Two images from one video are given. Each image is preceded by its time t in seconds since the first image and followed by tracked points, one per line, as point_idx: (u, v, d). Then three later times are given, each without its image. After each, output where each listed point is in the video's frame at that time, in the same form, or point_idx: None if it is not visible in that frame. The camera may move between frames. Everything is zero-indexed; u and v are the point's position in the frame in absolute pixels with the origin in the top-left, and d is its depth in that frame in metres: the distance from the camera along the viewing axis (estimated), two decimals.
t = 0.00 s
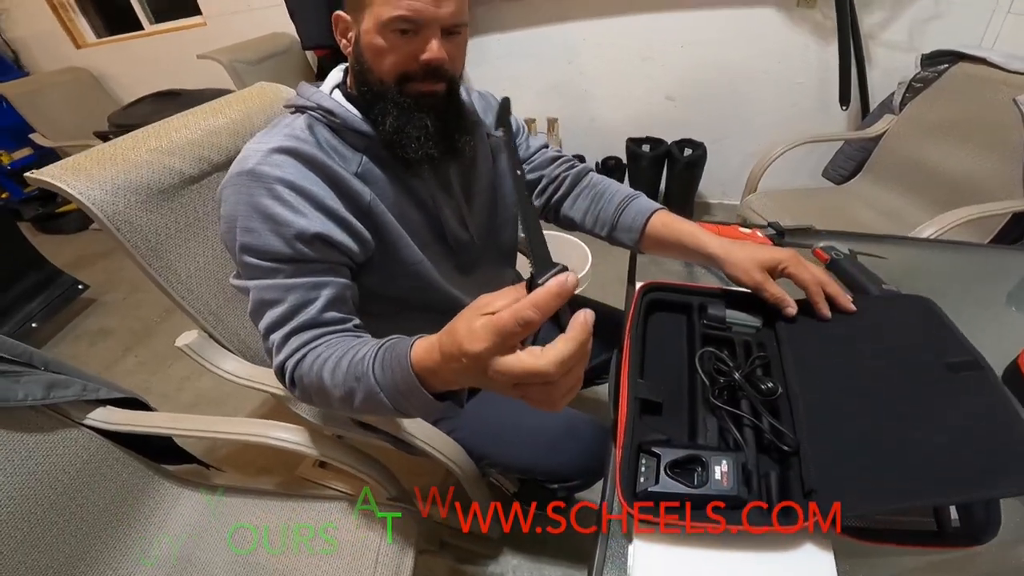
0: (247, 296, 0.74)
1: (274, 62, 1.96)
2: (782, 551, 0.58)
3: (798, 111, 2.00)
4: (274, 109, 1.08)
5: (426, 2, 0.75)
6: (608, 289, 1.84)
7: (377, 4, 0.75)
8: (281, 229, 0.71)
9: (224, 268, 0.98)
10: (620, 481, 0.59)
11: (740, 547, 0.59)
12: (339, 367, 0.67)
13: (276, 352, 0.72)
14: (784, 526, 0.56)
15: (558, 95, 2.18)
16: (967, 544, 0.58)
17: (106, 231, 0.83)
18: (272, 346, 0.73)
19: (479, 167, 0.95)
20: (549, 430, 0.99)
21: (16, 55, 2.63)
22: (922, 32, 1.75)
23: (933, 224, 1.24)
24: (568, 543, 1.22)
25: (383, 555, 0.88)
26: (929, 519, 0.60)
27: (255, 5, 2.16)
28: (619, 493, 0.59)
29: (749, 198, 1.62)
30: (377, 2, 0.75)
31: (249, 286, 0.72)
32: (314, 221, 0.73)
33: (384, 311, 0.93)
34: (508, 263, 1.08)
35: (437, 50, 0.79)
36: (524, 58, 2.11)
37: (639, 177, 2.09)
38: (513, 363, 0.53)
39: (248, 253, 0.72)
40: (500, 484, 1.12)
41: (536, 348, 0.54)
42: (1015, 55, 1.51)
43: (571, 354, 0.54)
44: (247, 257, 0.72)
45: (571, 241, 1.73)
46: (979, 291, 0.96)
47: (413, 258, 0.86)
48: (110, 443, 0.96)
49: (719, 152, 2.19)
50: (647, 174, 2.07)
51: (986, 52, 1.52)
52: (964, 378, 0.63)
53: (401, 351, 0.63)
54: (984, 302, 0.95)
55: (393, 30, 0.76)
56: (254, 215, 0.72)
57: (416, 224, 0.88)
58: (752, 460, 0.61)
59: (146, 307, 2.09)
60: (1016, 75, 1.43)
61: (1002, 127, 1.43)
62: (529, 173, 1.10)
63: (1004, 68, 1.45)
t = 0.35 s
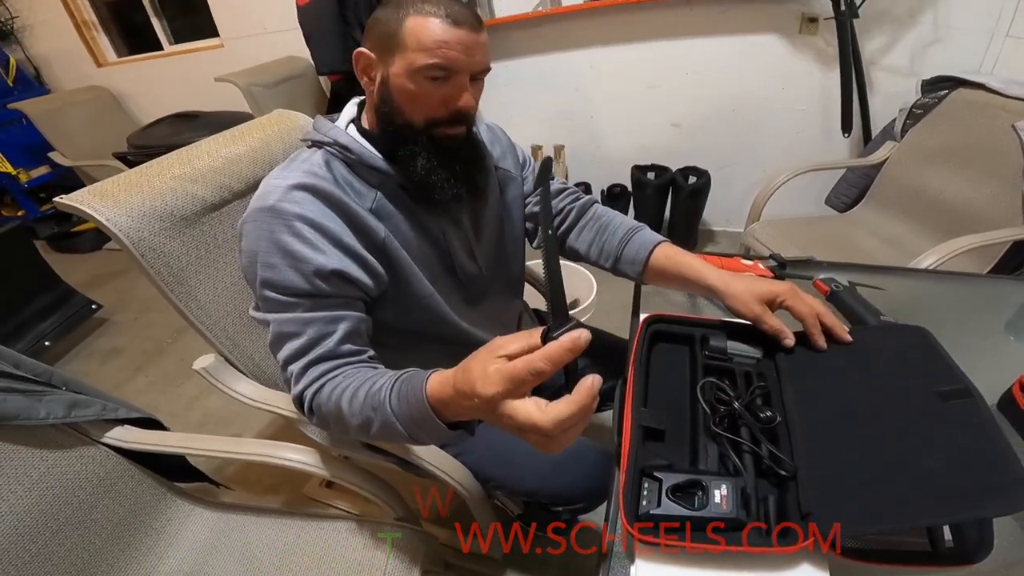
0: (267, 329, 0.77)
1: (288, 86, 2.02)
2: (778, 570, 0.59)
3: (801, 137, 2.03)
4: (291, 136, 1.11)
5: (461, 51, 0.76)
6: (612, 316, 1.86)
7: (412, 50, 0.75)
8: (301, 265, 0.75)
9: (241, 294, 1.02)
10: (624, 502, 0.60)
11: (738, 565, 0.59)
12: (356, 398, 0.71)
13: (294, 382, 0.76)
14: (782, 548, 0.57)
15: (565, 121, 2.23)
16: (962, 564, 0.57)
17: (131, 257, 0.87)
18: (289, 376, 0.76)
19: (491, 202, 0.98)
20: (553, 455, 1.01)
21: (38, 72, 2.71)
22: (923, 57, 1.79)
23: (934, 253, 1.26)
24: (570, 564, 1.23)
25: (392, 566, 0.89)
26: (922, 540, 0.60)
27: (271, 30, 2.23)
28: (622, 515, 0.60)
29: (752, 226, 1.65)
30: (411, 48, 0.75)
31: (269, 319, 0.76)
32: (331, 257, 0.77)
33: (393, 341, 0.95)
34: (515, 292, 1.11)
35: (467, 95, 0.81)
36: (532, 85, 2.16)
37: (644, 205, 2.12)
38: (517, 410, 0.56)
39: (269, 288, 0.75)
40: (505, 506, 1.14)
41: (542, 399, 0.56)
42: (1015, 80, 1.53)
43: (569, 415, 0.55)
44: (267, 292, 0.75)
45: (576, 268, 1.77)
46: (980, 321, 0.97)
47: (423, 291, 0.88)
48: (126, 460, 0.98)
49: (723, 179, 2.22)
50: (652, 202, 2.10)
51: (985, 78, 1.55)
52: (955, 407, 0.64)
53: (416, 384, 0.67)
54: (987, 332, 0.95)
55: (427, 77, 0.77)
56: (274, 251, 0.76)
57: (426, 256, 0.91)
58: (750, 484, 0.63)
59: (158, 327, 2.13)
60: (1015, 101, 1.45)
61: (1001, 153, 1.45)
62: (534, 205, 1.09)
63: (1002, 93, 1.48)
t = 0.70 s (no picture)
0: (278, 340, 0.79)
1: (297, 97, 2.05)
2: None
3: (802, 151, 2.05)
4: (301, 148, 1.13)
5: (492, 78, 0.78)
6: (614, 328, 1.87)
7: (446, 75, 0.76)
8: (312, 279, 0.77)
9: (250, 304, 1.04)
10: (623, 510, 0.62)
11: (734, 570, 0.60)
12: (366, 409, 0.73)
13: (304, 392, 0.78)
14: (777, 552, 0.58)
15: (568, 133, 2.26)
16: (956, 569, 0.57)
17: (145, 265, 0.89)
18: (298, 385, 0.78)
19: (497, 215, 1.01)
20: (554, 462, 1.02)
21: (51, 80, 2.77)
22: (922, 70, 1.81)
23: (933, 266, 1.27)
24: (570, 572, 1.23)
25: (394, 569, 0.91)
26: (916, 546, 0.60)
27: (280, 41, 2.27)
28: (621, 520, 0.62)
29: (753, 240, 1.67)
30: (445, 72, 0.76)
31: (280, 330, 0.78)
32: (341, 272, 0.79)
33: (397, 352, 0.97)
34: (520, 305, 1.12)
35: (492, 118, 0.83)
36: (536, 97, 2.20)
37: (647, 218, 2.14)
38: (489, 424, 0.59)
39: (281, 300, 0.77)
40: (506, 514, 1.15)
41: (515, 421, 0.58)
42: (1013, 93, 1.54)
43: (527, 443, 0.56)
44: (278, 305, 0.77)
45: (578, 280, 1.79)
46: (978, 333, 0.98)
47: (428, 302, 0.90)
48: (134, 465, 1.00)
49: (725, 193, 2.24)
50: (654, 215, 2.12)
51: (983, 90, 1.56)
52: (948, 420, 0.66)
53: (427, 397, 0.69)
54: (984, 344, 0.96)
55: (458, 102, 0.78)
56: (287, 264, 0.78)
57: (433, 269, 0.92)
58: (747, 491, 0.64)
59: (164, 335, 2.15)
60: (1014, 114, 1.47)
61: (999, 166, 1.47)
62: (539, 221, 1.12)
63: (999, 106, 1.50)
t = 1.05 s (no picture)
0: (288, 340, 0.80)
1: (302, 100, 2.07)
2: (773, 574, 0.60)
3: (805, 154, 2.06)
4: (307, 150, 1.15)
5: (517, 91, 0.81)
6: (617, 331, 1.88)
7: (474, 87, 0.78)
8: (323, 281, 0.78)
9: (257, 304, 1.05)
10: (623, 507, 0.63)
11: (733, 568, 0.61)
12: (375, 409, 0.74)
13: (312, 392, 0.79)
14: (777, 550, 0.59)
15: (571, 137, 2.27)
16: (953, 567, 0.58)
17: (154, 265, 0.90)
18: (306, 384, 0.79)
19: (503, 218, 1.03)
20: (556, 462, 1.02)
21: (60, 83, 2.80)
22: (924, 73, 1.82)
23: (935, 268, 1.27)
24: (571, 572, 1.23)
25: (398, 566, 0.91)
26: (915, 545, 0.60)
27: (286, 45, 2.29)
28: (622, 518, 0.62)
29: (755, 242, 1.67)
30: (471, 84, 0.78)
31: (290, 331, 0.79)
32: (352, 275, 0.80)
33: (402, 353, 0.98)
34: (524, 308, 1.13)
35: (512, 129, 0.86)
36: (539, 101, 2.21)
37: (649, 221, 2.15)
38: (500, 420, 0.59)
39: (291, 301, 0.78)
40: (509, 514, 1.16)
41: (525, 417, 0.59)
42: (1015, 96, 1.55)
43: (538, 438, 0.56)
44: (289, 305, 0.79)
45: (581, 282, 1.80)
46: (978, 335, 0.99)
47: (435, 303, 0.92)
48: (140, 463, 1.01)
49: (727, 196, 2.25)
50: (657, 218, 2.13)
51: (985, 94, 1.57)
52: (943, 414, 0.66)
53: (435, 397, 0.70)
54: (986, 345, 0.96)
55: (481, 113, 0.81)
56: (298, 267, 0.79)
57: (440, 272, 0.93)
58: (746, 489, 0.65)
59: (170, 336, 2.17)
60: (1015, 117, 1.47)
61: (1002, 168, 1.47)
62: (545, 223, 1.13)
63: (1001, 109, 1.50)
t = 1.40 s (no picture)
0: (290, 341, 0.80)
1: (303, 100, 2.08)
2: (771, 572, 0.60)
3: (806, 154, 2.06)
4: (309, 150, 1.15)
5: (530, 92, 0.80)
6: (618, 330, 1.88)
7: (485, 89, 0.78)
8: (329, 287, 0.78)
9: (259, 304, 1.06)
10: (624, 504, 0.63)
11: (733, 565, 0.61)
12: (371, 412, 0.74)
13: (310, 395, 0.79)
14: (776, 547, 0.58)
15: (572, 137, 2.27)
16: (952, 567, 0.57)
17: (157, 265, 0.91)
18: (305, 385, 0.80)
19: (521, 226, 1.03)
20: (557, 462, 1.03)
21: (62, 83, 2.80)
22: (924, 73, 1.82)
23: (935, 267, 1.27)
24: (573, 571, 1.23)
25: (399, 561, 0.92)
26: (915, 543, 0.60)
27: (287, 45, 2.30)
28: (622, 516, 0.63)
29: (756, 242, 1.67)
30: (484, 87, 0.78)
31: (293, 333, 0.79)
32: (358, 281, 0.80)
33: (404, 354, 0.98)
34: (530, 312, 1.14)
35: (527, 133, 0.85)
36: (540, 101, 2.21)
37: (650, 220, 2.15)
38: (528, 419, 0.60)
39: (294, 303, 0.79)
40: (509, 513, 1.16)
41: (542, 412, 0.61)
42: (1015, 96, 1.55)
43: (566, 426, 0.60)
44: (293, 308, 0.79)
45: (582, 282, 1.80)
46: (979, 334, 0.99)
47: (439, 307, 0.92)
48: (142, 462, 1.01)
49: (728, 196, 2.25)
50: (657, 218, 2.13)
51: (985, 93, 1.57)
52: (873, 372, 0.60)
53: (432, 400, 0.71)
54: (987, 345, 0.96)
55: (493, 116, 0.80)
56: (306, 271, 0.79)
57: (447, 276, 0.94)
58: (747, 487, 0.65)
59: (171, 336, 2.17)
60: (1015, 117, 1.47)
61: (1002, 167, 1.47)
62: (564, 226, 1.15)
63: (1001, 109, 1.50)
